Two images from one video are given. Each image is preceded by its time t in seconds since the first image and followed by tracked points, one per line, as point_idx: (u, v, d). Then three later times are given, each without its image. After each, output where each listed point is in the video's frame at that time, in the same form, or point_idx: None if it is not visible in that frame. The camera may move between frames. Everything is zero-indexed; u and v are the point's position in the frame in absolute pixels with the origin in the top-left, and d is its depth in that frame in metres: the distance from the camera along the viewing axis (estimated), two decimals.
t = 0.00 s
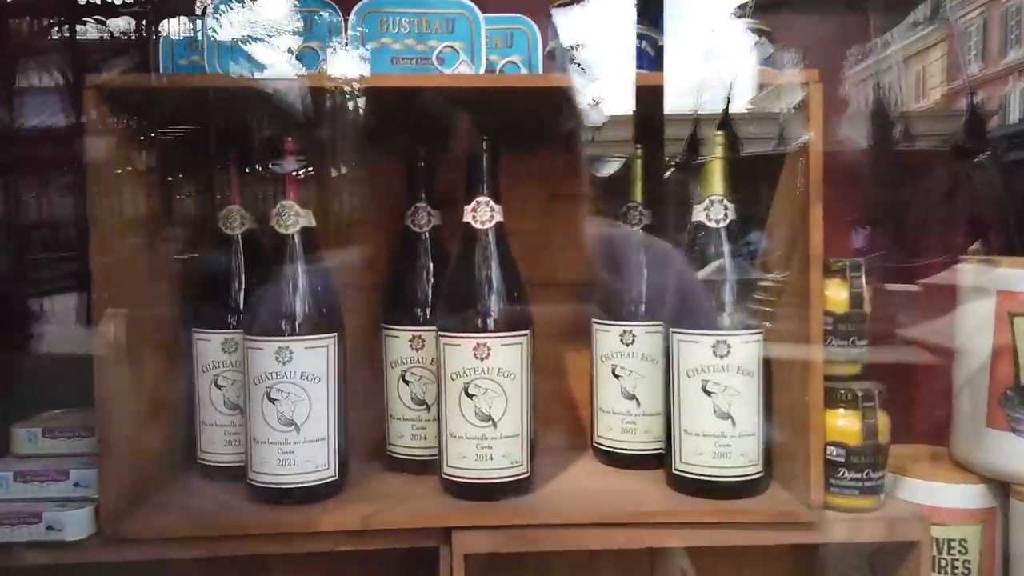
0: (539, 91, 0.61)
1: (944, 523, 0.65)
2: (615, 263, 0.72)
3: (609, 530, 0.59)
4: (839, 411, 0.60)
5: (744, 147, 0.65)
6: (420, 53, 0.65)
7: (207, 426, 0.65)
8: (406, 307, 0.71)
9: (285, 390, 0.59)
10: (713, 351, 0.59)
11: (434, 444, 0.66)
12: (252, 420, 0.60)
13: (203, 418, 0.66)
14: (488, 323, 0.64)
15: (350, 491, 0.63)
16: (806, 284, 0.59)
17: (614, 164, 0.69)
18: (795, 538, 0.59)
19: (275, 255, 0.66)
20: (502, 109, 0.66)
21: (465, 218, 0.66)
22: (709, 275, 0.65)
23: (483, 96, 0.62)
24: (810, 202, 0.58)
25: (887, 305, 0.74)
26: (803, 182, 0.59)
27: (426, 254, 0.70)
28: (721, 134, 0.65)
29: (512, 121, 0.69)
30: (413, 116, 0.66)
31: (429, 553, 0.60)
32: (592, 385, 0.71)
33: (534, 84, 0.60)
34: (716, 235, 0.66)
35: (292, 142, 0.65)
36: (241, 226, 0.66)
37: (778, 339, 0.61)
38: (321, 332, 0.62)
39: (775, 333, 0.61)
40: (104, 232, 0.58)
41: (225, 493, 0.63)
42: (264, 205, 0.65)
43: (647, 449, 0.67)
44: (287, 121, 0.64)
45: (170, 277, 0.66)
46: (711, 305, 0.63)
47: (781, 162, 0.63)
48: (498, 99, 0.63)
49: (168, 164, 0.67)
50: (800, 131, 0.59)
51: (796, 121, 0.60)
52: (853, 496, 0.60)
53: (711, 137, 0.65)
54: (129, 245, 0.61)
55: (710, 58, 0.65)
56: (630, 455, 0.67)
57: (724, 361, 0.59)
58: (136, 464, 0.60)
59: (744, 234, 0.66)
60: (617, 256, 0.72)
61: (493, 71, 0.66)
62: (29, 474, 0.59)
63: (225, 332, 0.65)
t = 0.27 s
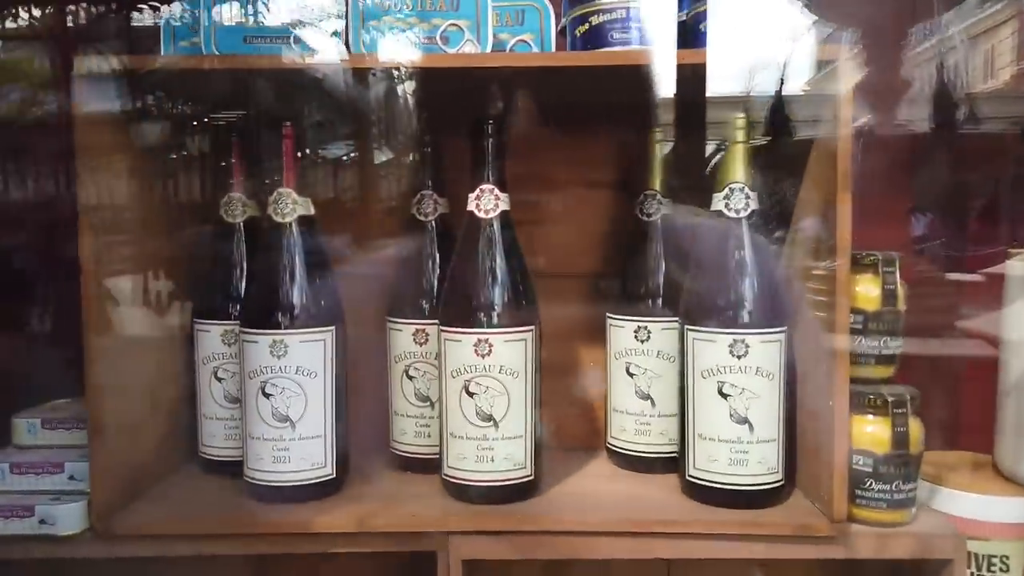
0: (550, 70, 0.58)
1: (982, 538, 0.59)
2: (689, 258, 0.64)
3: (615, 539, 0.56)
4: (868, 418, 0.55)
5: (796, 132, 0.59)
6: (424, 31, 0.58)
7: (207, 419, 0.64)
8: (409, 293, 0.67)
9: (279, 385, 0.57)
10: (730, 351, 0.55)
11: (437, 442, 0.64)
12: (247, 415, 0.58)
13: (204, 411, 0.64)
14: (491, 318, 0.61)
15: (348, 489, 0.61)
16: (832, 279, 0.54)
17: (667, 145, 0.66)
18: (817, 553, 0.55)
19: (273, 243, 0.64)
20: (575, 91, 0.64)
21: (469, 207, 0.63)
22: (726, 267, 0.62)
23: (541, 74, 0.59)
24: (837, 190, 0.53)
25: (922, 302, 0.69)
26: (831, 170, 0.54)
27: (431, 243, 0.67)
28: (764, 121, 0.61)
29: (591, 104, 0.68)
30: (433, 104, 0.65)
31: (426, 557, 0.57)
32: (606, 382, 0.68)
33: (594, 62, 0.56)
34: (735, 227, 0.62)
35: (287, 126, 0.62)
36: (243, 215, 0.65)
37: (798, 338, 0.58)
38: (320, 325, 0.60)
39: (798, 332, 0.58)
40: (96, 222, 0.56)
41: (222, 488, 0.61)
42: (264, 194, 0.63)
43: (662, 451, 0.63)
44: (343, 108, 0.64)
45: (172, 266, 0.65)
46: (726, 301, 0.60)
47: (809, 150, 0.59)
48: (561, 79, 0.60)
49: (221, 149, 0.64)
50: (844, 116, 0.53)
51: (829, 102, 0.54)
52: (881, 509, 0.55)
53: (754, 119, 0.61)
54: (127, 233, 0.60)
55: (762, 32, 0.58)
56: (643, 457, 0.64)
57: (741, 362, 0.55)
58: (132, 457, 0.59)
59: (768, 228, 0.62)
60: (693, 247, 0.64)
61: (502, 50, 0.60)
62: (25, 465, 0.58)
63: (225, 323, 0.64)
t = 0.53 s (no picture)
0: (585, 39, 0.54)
1: None
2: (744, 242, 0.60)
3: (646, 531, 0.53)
4: (922, 411, 0.52)
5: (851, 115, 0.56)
6: None
7: (234, 399, 0.63)
8: (434, 272, 0.65)
9: (302, 366, 0.56)
10: (773, 336, 0.52)
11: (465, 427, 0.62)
12: (271, 395, 0.57)
13: (230, 390, 0.64)
14: (519, 299, 0.59)
15: (372, 472, 0.59)
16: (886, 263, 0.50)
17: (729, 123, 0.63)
18: (861, 552, 0.52)
19: (295, 220, 0.63)
20: (631, 62, 0.61)
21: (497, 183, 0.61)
22: (768, 249, 0.58)
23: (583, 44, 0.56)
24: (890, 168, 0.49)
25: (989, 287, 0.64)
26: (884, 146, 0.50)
27: (460, 225, 0.64)
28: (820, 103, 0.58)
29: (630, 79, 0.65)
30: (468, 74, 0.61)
31: (448, 544, 0.56)
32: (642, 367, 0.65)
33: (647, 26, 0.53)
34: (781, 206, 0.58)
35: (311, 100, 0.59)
36: (267, 191, 0.65)
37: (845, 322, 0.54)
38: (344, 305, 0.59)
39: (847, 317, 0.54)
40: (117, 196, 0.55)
41: (245, 468, 0.60)
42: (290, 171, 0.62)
43: (698, 440, 0.61)
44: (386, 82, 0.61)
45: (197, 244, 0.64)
46: (769, 285, 0.57)
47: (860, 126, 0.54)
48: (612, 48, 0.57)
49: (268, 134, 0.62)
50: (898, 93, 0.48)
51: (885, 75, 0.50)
52: (939, 508, 0.51)
53: (811, 101, 0.58)
54: (150, 210, 0.59)
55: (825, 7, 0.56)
56: (679, 446, 0.61)
57: (785, 348, 0.51)
58: (156, 436, 0.59)
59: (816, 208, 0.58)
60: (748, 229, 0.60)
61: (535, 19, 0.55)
62: (51, 442, 0.58)
63: (249, 302, 0.63)
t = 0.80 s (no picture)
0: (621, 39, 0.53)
1: None
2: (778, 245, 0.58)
3: (683, 543, 0.52)
4: (971, 421, 0.50)
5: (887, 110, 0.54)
6: None
7: (266, 402, 0.63)
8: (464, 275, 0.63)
9: (334, 370, 0.55)
10: (816, 344, 0.50)
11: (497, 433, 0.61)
12: (303, 400, 0.57)
13: (262, 394, 0.63)
14: (555, 304, 0.57)
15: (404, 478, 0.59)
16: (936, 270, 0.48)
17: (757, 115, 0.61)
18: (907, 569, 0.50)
19: (327, 221, 0.62)
20: (664, 59, 0.60)
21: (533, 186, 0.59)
22: (811, 253, 0.56)
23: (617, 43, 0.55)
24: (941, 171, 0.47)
25: None
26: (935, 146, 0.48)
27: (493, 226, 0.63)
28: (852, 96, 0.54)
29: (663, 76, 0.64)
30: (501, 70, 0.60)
31: (480, 553, 0.55)
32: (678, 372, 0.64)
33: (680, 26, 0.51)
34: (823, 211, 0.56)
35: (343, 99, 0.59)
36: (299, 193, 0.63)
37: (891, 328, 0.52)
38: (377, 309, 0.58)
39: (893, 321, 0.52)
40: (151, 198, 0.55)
41: (277, 472, 0.60)
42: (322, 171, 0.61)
43: (736, 449, 0.59)
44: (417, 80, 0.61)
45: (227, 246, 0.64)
46: (813, 289, 0.55)
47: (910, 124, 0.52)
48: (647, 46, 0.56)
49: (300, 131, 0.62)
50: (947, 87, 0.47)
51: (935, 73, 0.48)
52: (989, 523, 0.49)
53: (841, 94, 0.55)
54: (183, 213, 0.59)
55: None
56: (717, 454, 0.60)
57: (828, 356, 0.50)
58: (189, 439, 0.59)
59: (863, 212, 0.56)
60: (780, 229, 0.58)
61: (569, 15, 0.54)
62: (85, 445, 0.58)
63: (281, 305, 0.62)
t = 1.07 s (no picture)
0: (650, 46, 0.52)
1: None
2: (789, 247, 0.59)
3: (714, 557, 0.51)
4: (1006, 434, 0.49)
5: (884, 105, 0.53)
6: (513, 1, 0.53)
7: (285, 411, 0.62)
8: (495, 288, 0.64)
9: (359, 381, 0.55)
10: (851, 356, 0.50)
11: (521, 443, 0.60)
12: (327, 411, 0.56)
13: (282, 403, 0.62)
14: (583, 313, 0.55)
15: (428, 489, 0.58)
16: (975, 282, 0.47)
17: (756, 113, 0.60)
18: None
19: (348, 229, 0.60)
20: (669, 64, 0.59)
21: (560, 194, 0.56)
22: (845, 263, 0.55)
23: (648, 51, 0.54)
24: (982, 180, 0.46)
25: None
26: (975, 154, 0.47)
27: (515, 231, 0.64)
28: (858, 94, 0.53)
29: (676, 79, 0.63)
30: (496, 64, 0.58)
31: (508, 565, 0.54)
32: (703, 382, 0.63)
33: (703, 34, 0.51)
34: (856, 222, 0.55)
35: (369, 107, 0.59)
36: (320, 200, 0.62)
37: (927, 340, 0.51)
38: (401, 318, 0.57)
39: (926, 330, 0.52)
40: (172, 204, 0.54)
41: (299, 483, 0.59)
42: (321, 167, 0.62)
43: (763, 459, 0.59)
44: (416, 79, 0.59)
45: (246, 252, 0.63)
46: (845, 298, 0.54)
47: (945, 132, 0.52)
48: (668, 54, 0.55)
49: (292, 124, 0.62)
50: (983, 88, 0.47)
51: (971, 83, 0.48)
52: None
53: (842, 91, 0.54)
54: (204, 218, 0.58)
55: None
56: (744, 464, 0.59)
57: (864, 370, 0.49)
58: (209, 451, 0.58)
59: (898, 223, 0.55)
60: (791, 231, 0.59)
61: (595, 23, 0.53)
62: (103, 456, 0.57)
63: (302, 313, 0.61)
